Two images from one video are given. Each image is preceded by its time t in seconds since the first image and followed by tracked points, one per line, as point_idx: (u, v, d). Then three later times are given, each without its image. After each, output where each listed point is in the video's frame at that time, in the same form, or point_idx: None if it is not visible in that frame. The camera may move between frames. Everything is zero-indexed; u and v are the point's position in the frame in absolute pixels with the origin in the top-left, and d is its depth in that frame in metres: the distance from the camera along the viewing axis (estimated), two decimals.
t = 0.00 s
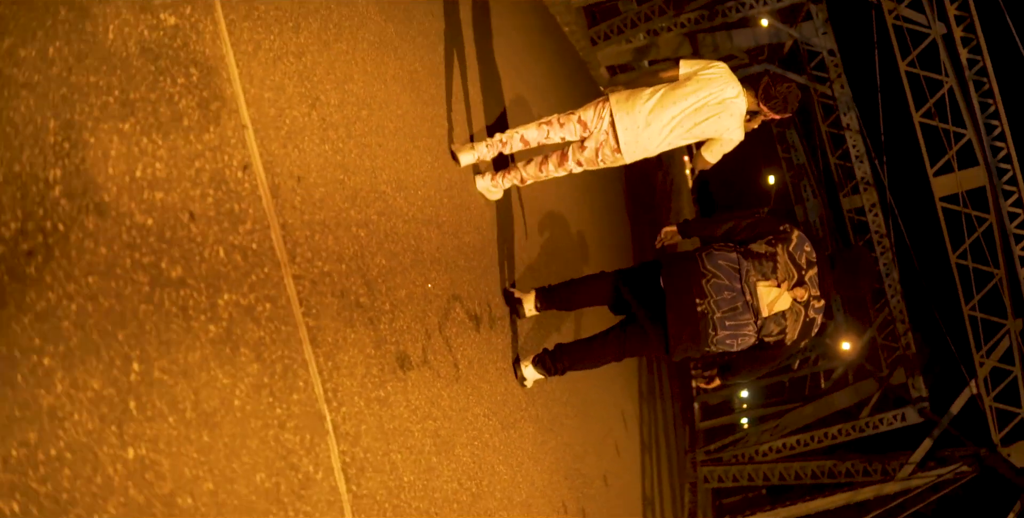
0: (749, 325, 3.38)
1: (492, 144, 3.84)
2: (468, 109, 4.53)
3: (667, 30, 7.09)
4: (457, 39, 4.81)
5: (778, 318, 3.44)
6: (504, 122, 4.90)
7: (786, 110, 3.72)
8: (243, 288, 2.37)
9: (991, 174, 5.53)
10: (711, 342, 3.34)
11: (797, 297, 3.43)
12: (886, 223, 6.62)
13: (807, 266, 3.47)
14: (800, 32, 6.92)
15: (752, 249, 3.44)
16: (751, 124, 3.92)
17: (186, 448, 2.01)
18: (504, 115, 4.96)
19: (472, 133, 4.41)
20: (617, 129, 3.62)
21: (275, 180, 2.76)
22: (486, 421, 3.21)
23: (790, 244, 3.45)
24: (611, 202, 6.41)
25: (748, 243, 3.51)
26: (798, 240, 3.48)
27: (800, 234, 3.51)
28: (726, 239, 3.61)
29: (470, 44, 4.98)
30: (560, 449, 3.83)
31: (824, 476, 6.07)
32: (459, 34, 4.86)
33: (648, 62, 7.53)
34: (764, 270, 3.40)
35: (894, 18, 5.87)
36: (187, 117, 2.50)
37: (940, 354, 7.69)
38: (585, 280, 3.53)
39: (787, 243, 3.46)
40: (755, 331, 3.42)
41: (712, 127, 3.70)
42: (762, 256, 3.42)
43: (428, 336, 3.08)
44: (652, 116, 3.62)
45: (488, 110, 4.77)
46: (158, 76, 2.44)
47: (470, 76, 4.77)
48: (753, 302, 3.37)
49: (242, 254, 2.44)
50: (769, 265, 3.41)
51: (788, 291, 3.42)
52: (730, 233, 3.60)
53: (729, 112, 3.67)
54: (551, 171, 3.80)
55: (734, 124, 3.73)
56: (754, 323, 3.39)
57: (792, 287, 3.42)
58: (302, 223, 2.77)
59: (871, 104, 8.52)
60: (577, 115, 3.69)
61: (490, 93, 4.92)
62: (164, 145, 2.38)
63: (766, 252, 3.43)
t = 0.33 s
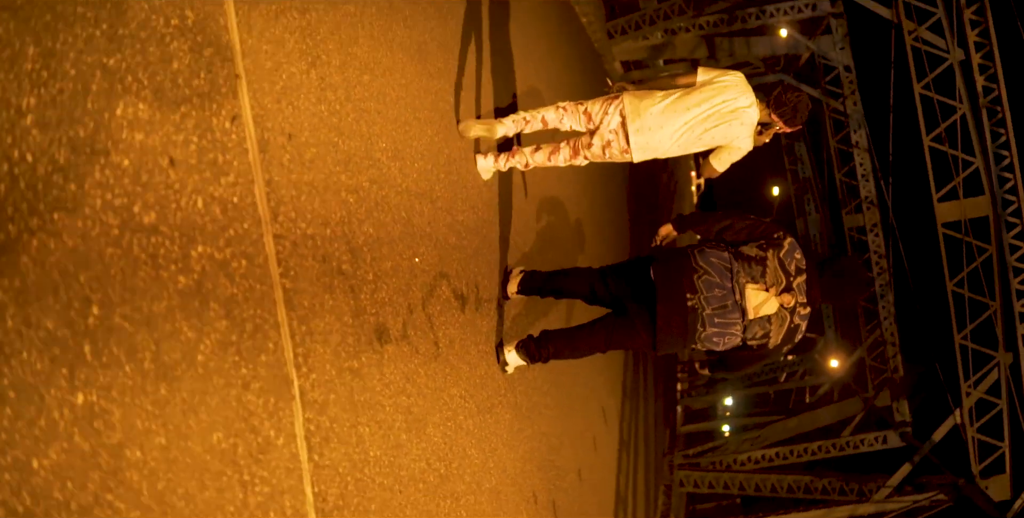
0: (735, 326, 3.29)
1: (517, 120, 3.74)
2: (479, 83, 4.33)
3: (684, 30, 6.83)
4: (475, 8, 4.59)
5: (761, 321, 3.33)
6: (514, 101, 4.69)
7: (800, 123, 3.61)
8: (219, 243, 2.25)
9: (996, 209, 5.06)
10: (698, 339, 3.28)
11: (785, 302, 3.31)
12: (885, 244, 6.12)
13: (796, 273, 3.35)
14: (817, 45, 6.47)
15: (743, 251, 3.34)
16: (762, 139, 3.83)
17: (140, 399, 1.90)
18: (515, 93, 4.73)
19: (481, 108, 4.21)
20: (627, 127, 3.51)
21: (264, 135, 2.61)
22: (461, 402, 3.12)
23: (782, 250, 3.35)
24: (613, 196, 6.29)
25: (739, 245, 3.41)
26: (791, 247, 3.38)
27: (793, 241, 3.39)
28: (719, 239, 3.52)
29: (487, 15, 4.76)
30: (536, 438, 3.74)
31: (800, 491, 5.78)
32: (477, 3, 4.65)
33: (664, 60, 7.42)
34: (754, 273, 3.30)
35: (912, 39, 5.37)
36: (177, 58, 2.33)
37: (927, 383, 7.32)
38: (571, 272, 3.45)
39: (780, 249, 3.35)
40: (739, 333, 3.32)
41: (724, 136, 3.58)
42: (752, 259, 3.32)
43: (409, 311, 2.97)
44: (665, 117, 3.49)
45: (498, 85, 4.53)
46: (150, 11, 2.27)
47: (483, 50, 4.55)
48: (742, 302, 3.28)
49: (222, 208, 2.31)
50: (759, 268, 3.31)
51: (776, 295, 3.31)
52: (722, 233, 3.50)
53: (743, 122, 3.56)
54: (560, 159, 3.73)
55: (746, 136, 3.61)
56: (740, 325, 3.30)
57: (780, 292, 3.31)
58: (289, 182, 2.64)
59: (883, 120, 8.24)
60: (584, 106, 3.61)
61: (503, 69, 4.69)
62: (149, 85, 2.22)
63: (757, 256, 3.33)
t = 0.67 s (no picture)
0: (721, 318, 3.25)
1: (535, 104, 3.62)
2: (493, 55, 4.17)
3: (703, 30, 6.44)
4: None
5: (752, 312, 3.28)
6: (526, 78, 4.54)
7: (810, 129, 3.57)
8: (202, 189, 2.14)
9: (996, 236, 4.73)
10: (682, 331, 3.25)
11: (775, 295, 3.25)
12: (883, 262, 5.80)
13: (788, 267, 3.27)
14: (834, 59, 6.04)
15: (735, 243, 3.28)
16: (774, 148, 3.65)
17: (103, 340, 1.82)
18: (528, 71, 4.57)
19: (492, 81, 4.07)
20: (639, 120, 3.41)
21: (260, 84, 2.45)
22: (439, 378, 3.05)
23: (774, 244, 3.27)
24: (616, 186, 6.19)
25: (732, 239, 3.31)
26: (784, 241, 3.28)
27: (785, 236, 3.30)
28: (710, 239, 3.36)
29: None
30: (513, 422, 3.66)
31: (776, 501, 5.50)
32: None
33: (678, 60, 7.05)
34: (745, 265, 3.24)
35: (929, 60, 5.15)
36: None
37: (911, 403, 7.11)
38: (562, 260, 3.37)
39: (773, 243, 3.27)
40: (725, 326, 3.28)
41: (736, 139, 3.47)
42: (745, 252, 3.25)
43: (395, 280, 2.88)
44: (678, 114, 3.40)
45: (511, 59, 4.38)
46: None
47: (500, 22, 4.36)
48: (731, 295, 3.23)
49: (209, 154, 2.19)
50: (751, 260, 3.24)
51: (767, 288, 3.25)
52: (717, 232, 3.32)
53: (756, 127, 3.45)
54: (566, 145, 3.54)
55: (758, 141, 3.49)
56: (727, 318, 3.26)
57: (771, 285, 3.25)
58: (281, 135, 2.52)
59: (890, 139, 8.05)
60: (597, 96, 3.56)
61: (518, 44, 4.53)
62: (143, 17, 2.06)
63: (750, 249, 3.26)
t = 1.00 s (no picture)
0: (717, 308, 3.19)
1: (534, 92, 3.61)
2: (509, 31, 4.06)
3: (721, 31, 6.19)
4: None
5: (750, 304, 3.25)
6: (541, 58, 4.44)
7: (819, 134, 3.49)
8: (192, 136, 2.03)
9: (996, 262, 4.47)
10: (676, 319, 3.20)
11: (775, 289, 3.24)
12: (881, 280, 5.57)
13: (789, 262, 3.26)
14: (848, 71, 5.76)
15: (739, 234, 3.21)
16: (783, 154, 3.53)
17: (74, 281, 1.75)
18: (543, 52, 4.46)
19: (505, 57, 3.96)
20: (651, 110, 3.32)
21: (264, 34, 2.31)
22: (422, 354, 2.98)
23: (778, 238, 3.23)
24: (620, 178, 6.09)
25: (736, 229, 3.28)
26: (786, 236, 3.24)
27: (788, 231, 3.27)
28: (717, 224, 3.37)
29: None
30: (494, 405, 3.61)
31: (750, 509, 5.25)
32: None
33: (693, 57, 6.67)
34: (748, 257, 3.18)
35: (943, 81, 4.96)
36: None
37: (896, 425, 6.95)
38: (561, 245, 3.30)
39: (775, 238, 3.22)
40: (722, 315, 3.23)
41: (747, 139, 3.38)
42: (748, 243, 3.19)
43: (386, 251, 2.80)
44: (690, 109, 3.33)
45: (527, 37, 4.27)
46: None
47: None
48: (729, 286, 3.18)
49: (202, 101, 2.07)
50: (752, 252, 3.18)
51: (766, 281, 3.22)
52: (722, 216, 3.35)
53: (767, 127, 3.36)
54: (575, 130, 3.44)
55: (768, 142, 3.41)
56: (723, 308, 3.20)
57: (771, 278, 3.22)
58: (282, 90, 2.38)
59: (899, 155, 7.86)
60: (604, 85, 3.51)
61: (536, 23, 4.41)
62: None
63: (752, 242, 3.19)
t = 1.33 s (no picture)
0: (712, 305, 3.13)
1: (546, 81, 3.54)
2: (526, 12, 3.97)
3: (737, 35, 5.75)
4: None
5: (746, 301, 3.20)
6: (556, 42, 4.35)
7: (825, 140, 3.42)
8: (188, 86, 1.93)
9: (993, 288, 4.39)
10: (671, 315, 3.15)
11: (772, 288, 3.19)
12: (875, 297, 5.46)
13: (788, 264, 3.23)
14: (860, 86, 5.55)
15: (740, 232, 3.15)
16: (788, 160, 3.43)
17: (53, 226, 1.65)
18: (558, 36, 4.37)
19: (520, 38, 3.87)
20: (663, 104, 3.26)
21: None
22: (409, 331, 2.92)
23: (778, 238, 3.18)
24: (624, 172, 6.00)
25: (736, 226, 3.25)
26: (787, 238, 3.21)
27: (788, 233, 3.23)
28: (716, 221, 3.31)
29: None
30: (478, 389, 3.55)
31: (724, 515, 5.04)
32: None
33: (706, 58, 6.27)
34: (747, 255, 3.12)
35: (955, 103, 4.79)
36: None
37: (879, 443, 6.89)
38: (563, 231, 3.23)
39: (776, 238, 3.17)
40: (717, 313, 3.17)
41: (753, 138, 3.27)
42: (749, 241, 3.12)
43: (380, 223, 2.73)
44: (698, 105, 3.28)
45: (544, 20, 4.18)
46: None
47: None
48: (726, 283, 3.11)
49: (203, 51, 1.96)
50: (753, 252, 3.12)
51: (763, 279, 3.18)
52: (724, 213, 3.29)
53: (775, 128, 3.28)
54: (586, 117, 3.36)
55: (776, 144, 3.29)
56: (718, 305, 3.14)
57: (769, 277, 3.18)
58: (286, 48, 2.27)
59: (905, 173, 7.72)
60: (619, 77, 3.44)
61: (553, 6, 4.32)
62: None
63: (754, 241, 3.13)
